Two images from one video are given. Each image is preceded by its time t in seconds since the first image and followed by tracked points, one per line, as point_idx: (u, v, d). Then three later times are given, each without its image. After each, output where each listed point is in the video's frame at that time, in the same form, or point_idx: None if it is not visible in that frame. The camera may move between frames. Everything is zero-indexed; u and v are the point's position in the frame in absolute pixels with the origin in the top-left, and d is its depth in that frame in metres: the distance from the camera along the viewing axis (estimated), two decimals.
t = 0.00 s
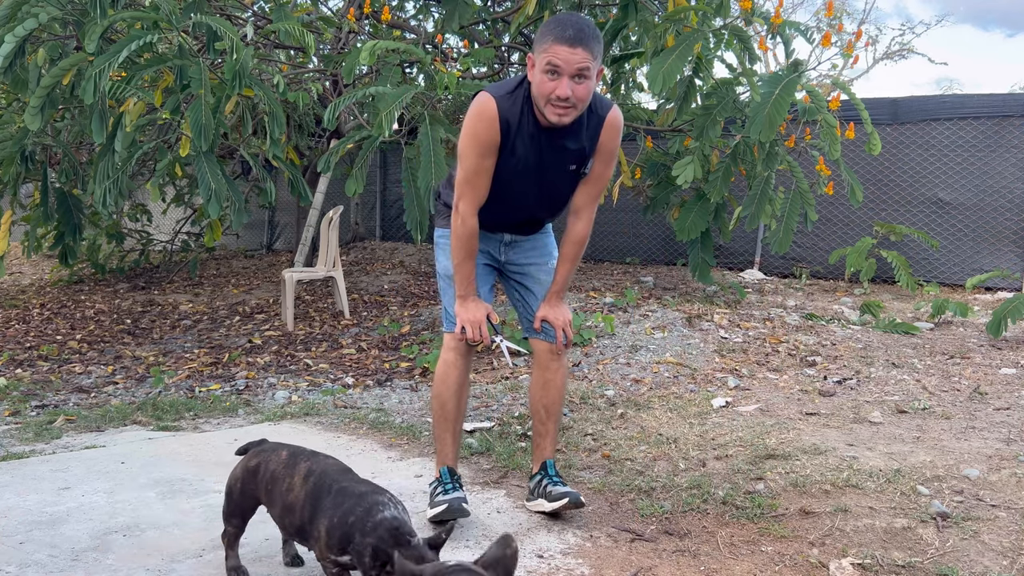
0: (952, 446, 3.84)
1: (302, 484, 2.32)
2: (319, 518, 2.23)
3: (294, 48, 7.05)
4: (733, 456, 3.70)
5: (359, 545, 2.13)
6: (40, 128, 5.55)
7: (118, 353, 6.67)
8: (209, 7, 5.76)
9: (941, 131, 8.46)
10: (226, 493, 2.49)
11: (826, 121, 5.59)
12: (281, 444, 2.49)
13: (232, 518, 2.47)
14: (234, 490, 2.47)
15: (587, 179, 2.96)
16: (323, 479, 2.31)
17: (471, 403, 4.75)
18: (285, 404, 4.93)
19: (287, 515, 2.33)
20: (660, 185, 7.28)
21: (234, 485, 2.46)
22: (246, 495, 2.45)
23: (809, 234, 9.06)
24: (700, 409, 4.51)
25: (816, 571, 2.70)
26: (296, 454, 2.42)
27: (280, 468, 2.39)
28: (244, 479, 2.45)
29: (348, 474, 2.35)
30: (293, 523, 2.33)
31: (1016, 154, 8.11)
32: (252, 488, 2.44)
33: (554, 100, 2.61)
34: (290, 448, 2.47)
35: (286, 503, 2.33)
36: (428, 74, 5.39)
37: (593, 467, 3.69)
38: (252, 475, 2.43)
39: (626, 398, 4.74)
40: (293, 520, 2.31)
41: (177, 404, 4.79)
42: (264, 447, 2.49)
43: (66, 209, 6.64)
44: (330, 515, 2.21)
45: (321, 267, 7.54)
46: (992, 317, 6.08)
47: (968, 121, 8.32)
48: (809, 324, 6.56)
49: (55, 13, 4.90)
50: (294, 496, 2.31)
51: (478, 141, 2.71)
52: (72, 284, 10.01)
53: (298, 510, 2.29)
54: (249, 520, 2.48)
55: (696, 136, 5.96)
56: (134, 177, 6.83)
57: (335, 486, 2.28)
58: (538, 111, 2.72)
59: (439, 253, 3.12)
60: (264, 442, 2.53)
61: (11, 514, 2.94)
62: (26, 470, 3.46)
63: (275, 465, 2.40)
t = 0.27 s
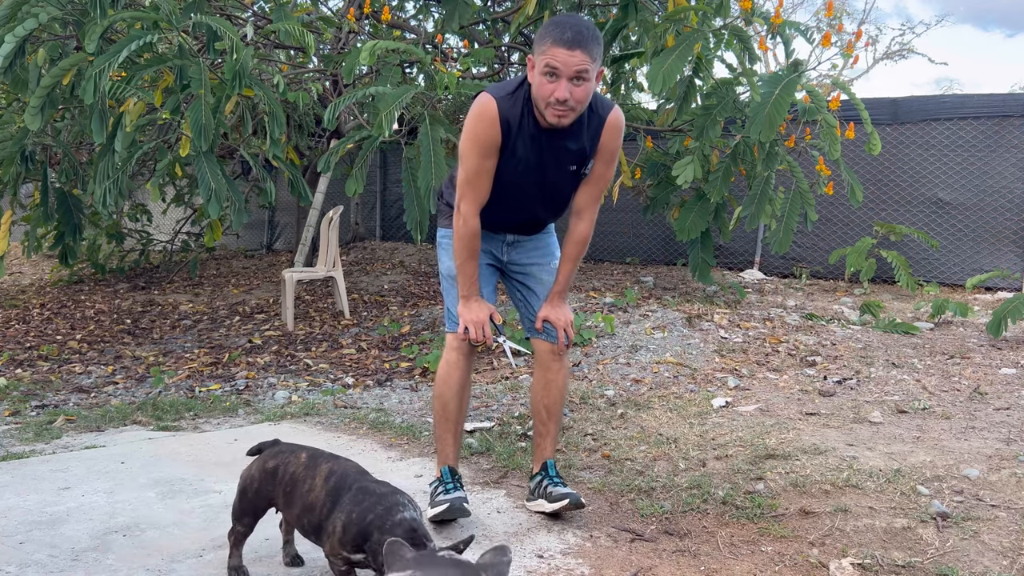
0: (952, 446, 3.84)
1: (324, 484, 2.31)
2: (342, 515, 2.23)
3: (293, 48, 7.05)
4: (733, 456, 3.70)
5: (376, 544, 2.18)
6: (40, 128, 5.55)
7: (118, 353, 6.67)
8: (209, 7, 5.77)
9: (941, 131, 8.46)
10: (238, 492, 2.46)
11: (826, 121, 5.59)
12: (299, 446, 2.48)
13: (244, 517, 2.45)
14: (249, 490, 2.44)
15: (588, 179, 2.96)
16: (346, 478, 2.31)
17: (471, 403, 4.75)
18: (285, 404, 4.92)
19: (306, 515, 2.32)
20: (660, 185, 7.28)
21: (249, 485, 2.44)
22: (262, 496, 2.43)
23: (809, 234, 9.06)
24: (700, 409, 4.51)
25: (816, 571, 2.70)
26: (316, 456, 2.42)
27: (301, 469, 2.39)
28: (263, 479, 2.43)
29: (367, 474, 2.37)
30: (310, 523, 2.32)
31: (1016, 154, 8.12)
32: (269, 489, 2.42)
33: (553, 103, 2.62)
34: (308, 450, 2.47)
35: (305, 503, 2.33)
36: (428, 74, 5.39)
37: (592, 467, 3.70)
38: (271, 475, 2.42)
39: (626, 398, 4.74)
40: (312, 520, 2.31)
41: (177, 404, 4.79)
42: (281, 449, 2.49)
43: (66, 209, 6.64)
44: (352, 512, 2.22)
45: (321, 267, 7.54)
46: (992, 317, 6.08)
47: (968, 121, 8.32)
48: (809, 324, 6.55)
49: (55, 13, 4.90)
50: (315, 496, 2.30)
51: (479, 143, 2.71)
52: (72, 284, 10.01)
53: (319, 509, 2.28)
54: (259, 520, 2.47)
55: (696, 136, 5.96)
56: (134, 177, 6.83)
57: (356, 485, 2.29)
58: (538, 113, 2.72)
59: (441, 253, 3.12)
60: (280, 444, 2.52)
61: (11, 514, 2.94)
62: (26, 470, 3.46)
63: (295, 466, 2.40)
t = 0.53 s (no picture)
0: (952, 446, 3.84)
1: (326, 487, 2.31)
2: (343, 516, 2.23)
3: (293, 47, 7.05)
4: (733, 456, 3.70)
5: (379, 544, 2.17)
6: (40, 128, 5.55)
7: (118, 353, 6.67)
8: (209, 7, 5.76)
9: (941, 131, 8.46)
10: (241, 495, 2.46)
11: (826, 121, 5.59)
12: (302, 448, 2.48)
13: (246, 518, 2.45)
14: (252, 493, 2.44)
15: (589, 179, 2.96)
16: (348, 479, 2.31)
17: (471, 403, 4.75)
18: (285, 404, 4.92)
19: (310, 518, 2.32)
20: (660, 185, 7.28)
21: (253, 487, 2.44)
22: (266, 498, 2.43)
23: (809, 234, 9.06)
24: (700, 409, 4.51)
25: (816, 571, 2.70)
26: (319, 458, 2.41)
27: (304, 472, 2.39)
28: (266, 482, 2.43)
29: (370, 476, 2.37)
30: (313, 525, 2.32)
31: (1016, 154, 8.12)
32: (272, 492, 2.43)
33: (552, 103, 2.62)
34: (311, 452, 2.47)
35: (309, 505, 2.33)
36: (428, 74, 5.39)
37: (592, 467, 3.70)
38: (274, 478, 2.42)
39: (625, 398, 4.74)
40: (316, 522, 2.31)
41: (177, 404, 4.79)
42: (284, 451, 2.48)
43: (66, 209, 6.64)
44: (353, 513, 2.22)
45: (321, 267, 7.54)
46: (992, 317, 6.08)
47: (968, 121, 8.32)
48: (809, 324, 6.55)
49: (55, 13, 4.90)
50: (318, 498, 2.30)
51: (479, 144, 2.71)
52: (72, 284, 10.01)
53: (321, 512, 2.28)
54: (262, 520, 2.47)
55: (696, 136, 5.96)
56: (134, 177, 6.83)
57: (357, 487, 2.28)
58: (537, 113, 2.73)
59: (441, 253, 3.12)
60: (283, 446, 2.52)
61: (10, 514, 2.94)
62: (27, 470, 3.46)
63: (298, 469, 2.40)
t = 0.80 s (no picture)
0: (952, 446, 3.84)
1: (326, 487, 2.31)
2: (345, 516, 2.23)
3: (293, 47, 7.05)
4: (733, 456, 3.70)
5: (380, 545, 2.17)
6: (40, 128, 5.55)
7: (118, 353, 6.67)
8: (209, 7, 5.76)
9: (941, 131, 8.46)
10: (241, 495, 2.46)
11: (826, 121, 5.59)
12: (303, 448, 2.48)
13: (246, 518, 2.45)
14: (252, 494, 2.44)
15: (588, 180, 2.96)
16: (349, 480, 2.31)
17: (471, 403, 4.75)
18: (285, 404, 4.92)
19: (310, 518, 2.32)
20: (660, 185, 7.28)
21: (253, 488, 2.44)
22: (267, 498, 2.43)
23: (809, 234, 9.05)
24: (700, 409, 4.51)
25: (816, 571, 2.70)
26: (320, 458, 2.41)
27: (304, 472, 2.39)
28: (267, 483, 2.43)
29: (371, 477, 2.37)
30: (313, 525, 2.32)
31: (1016, 154, 8.12)
32: (273, 492, 2.43)
33: (553, 102, 2.61)
34: (312, 453, 2.46)
35: (309, 506, 2.33)
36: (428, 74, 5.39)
37: (592, 467, 3.70)
38: (275, 478, 2.42)
39: (626, 398, 4.74)
40: (316, 522, 2.31)
41: (177, 404, 4.79)
42: (285, 452, 2.48)
43: (66, 209, 6.64)
44: (353, 513, 2.22)
45: (321, 267, 7.54)
46: (992, 317, 6.08)
47: (968, 121, 8.32)
48: (809, 324, 6.55)
49: (55, 13, 4.90)
50: (318, 499, 2.30)
51: (479, 144, 2.71)
52: (72, 284, 10.00)
53: (322, 512, 2.28)
54: (263, 520, 2.47)
55: (696, 136, 5.96)
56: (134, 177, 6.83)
57: (358, 488, 2.28)
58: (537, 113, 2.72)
59: (441, 257, 3.12)
60: (284, 446, 2.52)
61: (10, 514, 2.94)
62: (27, 469, 3.46)
63: (298, 470, 2.40)
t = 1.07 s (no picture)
0: (952, 446, 3.84)
1: (327, 485, 2.31)
2: (344, 515, 2.23)
3: (293, 47, 7.05)
4: (733, 456, 3.70)
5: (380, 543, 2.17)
6: (40, 128, 5.55)
7: (118, 353, 6.67)
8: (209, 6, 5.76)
9: (941, 131, 8.46)
10: (241, 494, 2.46)
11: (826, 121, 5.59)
12: (302, 448, 2.48)
13: (247, 517, 2.45)
14: (252, 493, 2.44)
15: (585, 182, 2.96)
16: (349, 478, 2.32)
17: (471, 403, 4.75)
18: (285, 404, 4.92)
19: (311, 517, 2.32)
20: (660, 185, 7.28)
21: (253, 487, 2.44)
22: (267, 498, 2.43)
23: (809, 234, 9.05)
24: (700, 409, 4.51)
25: (816, 571, 2.70)
26: (320, 458, 2.41)
27: (305, 471, 2.39)
28: (267, 482, 2.43)
29: (372, 475, 2.37)
30: (314, 524, 2.32)
31: (1016, 154, 8.12)
32: (273, 492, 2.43)
33: (553, 108, 2.61)
34: (313, 452, 2.47)
35: (309, 504, 2.33)
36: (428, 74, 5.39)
37: (592, 467, 3.70)
38: (275, 477, 2.42)
39: (626, 398, 4.74)
40: (316, 520, 2.31)
41: (177, 404, 4.79)
42: (284, 452, 2.48)
43: (66, 209, 6.63)
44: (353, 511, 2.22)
45: (321, 267, 7.54)
46: (992, 317, 6.08)
47: (968, 121, 8.33)
48: (809, 324, 6.55)
49: (55, 13, 4.90)
50: (319, 497, 2.31)
51: (478, 147, 2.71)
52: (72, 284, 10.00)
53: (322, 511, 2.29)
54: (263, 521, 2.47)
55: (696, 136, 5.97)
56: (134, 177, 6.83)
57: (358, 486, 2.29)
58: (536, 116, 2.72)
59: (437, 258, 3.13)
60: (283, 446, 2.52)
61: (10, 514, 2.94)
62: (27, 469, 3.46)
63: (298, 469, 2.40)
